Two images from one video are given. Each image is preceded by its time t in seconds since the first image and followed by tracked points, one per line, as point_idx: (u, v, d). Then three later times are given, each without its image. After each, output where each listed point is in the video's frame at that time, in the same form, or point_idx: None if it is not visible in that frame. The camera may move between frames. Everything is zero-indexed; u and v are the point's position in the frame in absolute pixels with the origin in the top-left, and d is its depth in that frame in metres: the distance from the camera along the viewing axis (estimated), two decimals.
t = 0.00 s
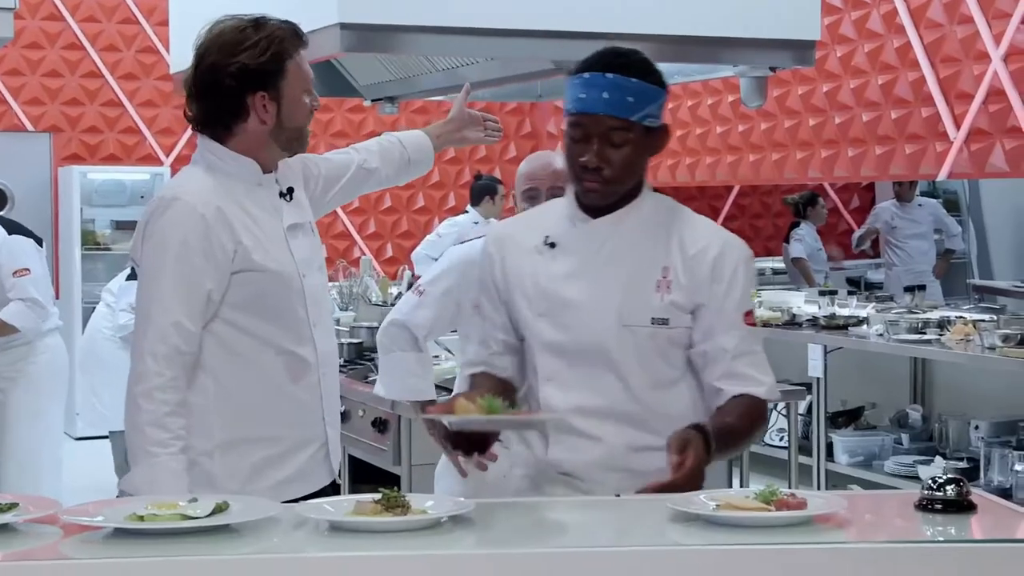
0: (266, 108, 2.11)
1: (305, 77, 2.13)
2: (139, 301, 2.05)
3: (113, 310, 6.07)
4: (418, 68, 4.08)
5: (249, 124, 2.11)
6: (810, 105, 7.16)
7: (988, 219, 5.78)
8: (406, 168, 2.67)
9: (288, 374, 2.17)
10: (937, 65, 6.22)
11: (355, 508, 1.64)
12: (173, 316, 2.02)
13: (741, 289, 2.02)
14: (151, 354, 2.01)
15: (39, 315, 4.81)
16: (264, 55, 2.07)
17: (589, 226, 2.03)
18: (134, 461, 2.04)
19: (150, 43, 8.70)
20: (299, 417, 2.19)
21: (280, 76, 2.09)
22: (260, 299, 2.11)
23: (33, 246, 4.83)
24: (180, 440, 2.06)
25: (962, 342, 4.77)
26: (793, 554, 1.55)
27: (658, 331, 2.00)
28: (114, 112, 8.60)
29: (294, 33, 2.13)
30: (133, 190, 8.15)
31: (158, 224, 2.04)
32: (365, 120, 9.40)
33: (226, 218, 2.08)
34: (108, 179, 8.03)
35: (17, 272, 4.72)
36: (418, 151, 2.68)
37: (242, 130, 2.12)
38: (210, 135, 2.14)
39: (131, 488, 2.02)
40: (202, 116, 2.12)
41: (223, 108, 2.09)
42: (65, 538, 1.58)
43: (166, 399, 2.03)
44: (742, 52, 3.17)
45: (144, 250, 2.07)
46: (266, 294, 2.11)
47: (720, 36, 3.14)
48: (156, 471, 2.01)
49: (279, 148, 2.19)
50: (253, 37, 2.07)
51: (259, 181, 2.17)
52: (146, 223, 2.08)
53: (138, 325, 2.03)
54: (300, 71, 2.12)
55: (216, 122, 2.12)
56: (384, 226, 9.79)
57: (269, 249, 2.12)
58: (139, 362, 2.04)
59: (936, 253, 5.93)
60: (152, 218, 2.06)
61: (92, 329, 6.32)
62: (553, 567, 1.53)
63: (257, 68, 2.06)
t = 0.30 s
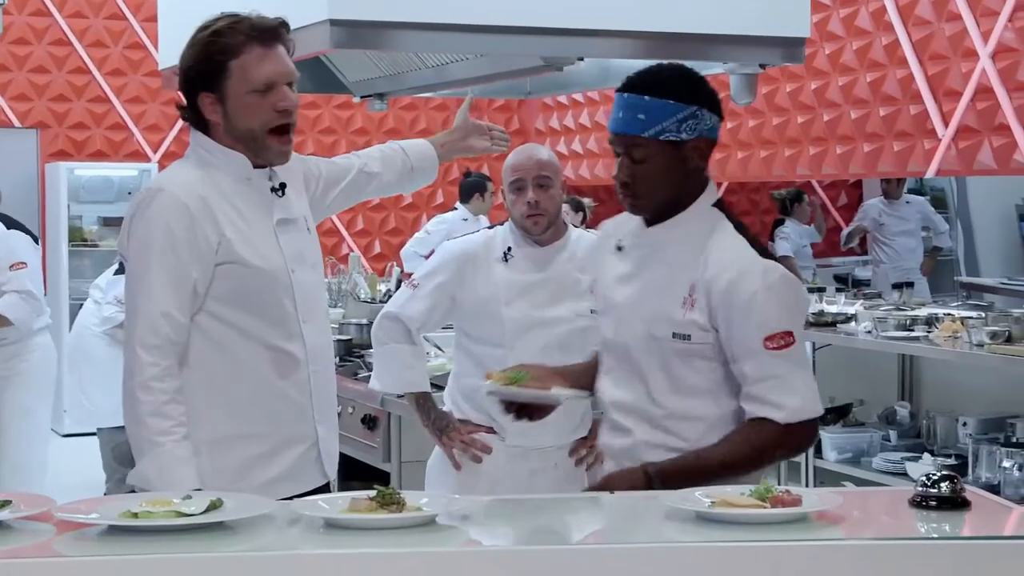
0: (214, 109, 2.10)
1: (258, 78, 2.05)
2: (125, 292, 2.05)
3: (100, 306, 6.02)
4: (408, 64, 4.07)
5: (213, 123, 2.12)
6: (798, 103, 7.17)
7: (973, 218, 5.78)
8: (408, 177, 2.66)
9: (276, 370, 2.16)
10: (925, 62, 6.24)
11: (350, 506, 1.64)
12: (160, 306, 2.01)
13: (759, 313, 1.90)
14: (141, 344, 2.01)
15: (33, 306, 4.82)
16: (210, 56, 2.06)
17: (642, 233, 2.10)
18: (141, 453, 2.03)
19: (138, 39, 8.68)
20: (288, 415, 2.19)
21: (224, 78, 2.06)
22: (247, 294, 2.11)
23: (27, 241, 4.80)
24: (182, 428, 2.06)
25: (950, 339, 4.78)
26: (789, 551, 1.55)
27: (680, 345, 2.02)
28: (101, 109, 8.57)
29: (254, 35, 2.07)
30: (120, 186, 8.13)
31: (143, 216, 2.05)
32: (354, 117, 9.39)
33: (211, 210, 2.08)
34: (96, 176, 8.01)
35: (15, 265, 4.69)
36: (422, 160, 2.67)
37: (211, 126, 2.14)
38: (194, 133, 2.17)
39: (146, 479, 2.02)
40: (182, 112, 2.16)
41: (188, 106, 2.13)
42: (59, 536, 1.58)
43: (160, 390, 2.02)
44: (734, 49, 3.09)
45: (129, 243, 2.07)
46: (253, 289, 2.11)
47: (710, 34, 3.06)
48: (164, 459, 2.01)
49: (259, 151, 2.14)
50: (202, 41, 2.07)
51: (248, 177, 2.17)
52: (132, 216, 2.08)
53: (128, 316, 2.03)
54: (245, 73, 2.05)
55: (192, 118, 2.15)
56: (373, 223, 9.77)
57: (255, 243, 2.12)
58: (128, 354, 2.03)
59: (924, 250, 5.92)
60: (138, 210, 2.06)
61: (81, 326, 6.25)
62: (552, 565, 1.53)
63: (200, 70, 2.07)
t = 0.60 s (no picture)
0: (201, 104, 2.10)
1: (245, 75, 2.06)
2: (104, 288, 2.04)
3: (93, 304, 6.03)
4: (394, 61, 4.07)
5: (200, 120, 2.13)
6: (783, 98, 7.19)
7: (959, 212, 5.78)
8: (399, 199, 2.63)
9: (260, 373, 2.15)
10: (910, 57, 6.28)
11: (343, 502, 1.63)
12: (138, 304, 2.01)
13: (695, 279, 2.07)
14: (115, 341, 2.00)
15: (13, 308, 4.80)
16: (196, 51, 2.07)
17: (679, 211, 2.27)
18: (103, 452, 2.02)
19: (122, 35, 8.65)
20: (273, 419, 2.18)
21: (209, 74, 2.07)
22: (233, 294, 2.11)
23: (18, 242, 4.78)
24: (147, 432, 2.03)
25: (936, 334, 4.80)
26: (783, 545, 1.55)
27: (671, 312, 2.20)
28: (86, 105, 8.55)
29: (244, 31, 2.07)
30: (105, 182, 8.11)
31: (126, 212, 2.04)
32: (339, 113, 9.39)
33: (195, 209, 2.07)
34: (80, 172, 7.99)
35: None
36: (413, 185, 2.64)
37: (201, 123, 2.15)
38: (186, 130, 2.17)
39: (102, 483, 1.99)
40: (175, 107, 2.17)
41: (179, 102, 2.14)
42: (51, 533, 1.58)
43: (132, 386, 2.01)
44: (717, 44, 3.15)
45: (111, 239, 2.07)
46: (239, 290, 2.11)
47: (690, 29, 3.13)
48: (120, 462, 1.98)
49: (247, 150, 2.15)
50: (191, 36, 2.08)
51: (238, 176, 2.16)
52: (116, 213, 2.08)
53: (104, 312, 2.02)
54: (232, 69, 2.05)
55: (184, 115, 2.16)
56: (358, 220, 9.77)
57: (241, 244, 2.11)
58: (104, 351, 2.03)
59: (909, 245, 6.00)
60: (122, 207, 2.06)
61: (69, 322, 6.31)
62: (545, 563, 1.53)
63: (186, 65, 2.08)
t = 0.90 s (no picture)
0: (249, 100, 1.96)
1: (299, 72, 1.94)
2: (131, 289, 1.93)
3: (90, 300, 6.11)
4: (387, 57, 4.07)
5: (239, 112, 1.98)
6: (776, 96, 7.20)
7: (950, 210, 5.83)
8: (389, 221, 2.56)
9: (283, 377, 2.06)
10: (903, 55, 6.30)
11: (343, 498, 1.63)
12: (165, 308, 1.90)
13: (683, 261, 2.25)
14: (143, 347, 1.89)
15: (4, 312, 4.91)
16: (254, 41, 1.93)
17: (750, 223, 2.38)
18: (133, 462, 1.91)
19: (114, 31, 8.64)
20: (295, 424, 2.09)
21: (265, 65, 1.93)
22: (259, 297, 2.01)
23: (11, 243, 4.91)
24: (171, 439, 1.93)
25: (928, 331, 4.82)
26: (783, 542, 1.55)
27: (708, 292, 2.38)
28: (77, 101, 8.52)
29: (296, 28, 1.96)
30: (97, 178, 8.11)
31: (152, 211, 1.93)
32: (331, 110, 9.38)
33: (224, 208, 1.97)
34: (72, 168, 7.97)
35: None
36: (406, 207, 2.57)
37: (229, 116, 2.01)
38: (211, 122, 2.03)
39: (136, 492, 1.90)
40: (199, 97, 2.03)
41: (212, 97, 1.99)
42: (50, 529, 1.58)
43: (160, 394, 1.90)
44: (713, 43, 3.18)
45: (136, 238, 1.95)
46: (265, 291, 2.01)
47: (684, 27, 3.14)
48: (143, 469, 1.88)
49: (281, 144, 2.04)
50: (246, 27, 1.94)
51: (262, 175, 2.05)
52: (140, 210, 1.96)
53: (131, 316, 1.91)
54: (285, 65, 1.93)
55: (215, 109, 2.01)
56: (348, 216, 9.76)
57: (269, 244, 2.01)
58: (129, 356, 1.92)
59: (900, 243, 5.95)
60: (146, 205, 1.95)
61: (64, 317, 6.28)
62: (545, 563, 1.53)
63: (241, 53, 1.93)
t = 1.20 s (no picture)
0: (344, 90, 1.96)
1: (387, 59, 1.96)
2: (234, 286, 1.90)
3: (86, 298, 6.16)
4: (381, 54, 4.06)
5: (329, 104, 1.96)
6: (769, 93, 7.20)
7: (942, 207, 5.81)
8: (405, 183, 2.50)
9: (365, 366, 2.09)
10: (896, 53, 6.31)
11: (342, 495, 1.63)
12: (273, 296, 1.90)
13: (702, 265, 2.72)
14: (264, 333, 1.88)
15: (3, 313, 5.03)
16: (339, 32, 1.91)
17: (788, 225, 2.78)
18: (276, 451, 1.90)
19: (106, 27, 8.61)
20: (376, 413, 2.12)
21: (355, 54, 1.93)
22: (344, 285, 2.02)
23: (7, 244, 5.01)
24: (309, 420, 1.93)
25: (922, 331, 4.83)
26: (782, 539, 1.56)
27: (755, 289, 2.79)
28: (69, 97, 8.50)
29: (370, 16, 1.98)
30: (89, 175, 8.12)
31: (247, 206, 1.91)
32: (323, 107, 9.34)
33: (310, 199, 1.97)
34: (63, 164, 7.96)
35: None
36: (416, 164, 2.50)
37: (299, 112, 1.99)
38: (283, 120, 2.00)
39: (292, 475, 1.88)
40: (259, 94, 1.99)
41: (285, 95, 1.95)
42: (49, 525, 1.57)
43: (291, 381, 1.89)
44: (708, 40, 3.16)
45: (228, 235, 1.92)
46: (351, 279, 2.03)
47: (679, 23, 3.12)
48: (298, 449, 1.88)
49: (356, 131, 2.04)
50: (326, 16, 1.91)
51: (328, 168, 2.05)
52: (226, 208, 1.93)
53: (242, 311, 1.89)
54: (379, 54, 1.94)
55: (282, 106, 1.98)
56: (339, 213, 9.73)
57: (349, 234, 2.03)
58: (246, 349, 1.90)
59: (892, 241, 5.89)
60: (233, 202, 1.93)
61: (56, 315, 6.25)
62: (545, 562, 1.53)
63: (338, 43, 1.90)
